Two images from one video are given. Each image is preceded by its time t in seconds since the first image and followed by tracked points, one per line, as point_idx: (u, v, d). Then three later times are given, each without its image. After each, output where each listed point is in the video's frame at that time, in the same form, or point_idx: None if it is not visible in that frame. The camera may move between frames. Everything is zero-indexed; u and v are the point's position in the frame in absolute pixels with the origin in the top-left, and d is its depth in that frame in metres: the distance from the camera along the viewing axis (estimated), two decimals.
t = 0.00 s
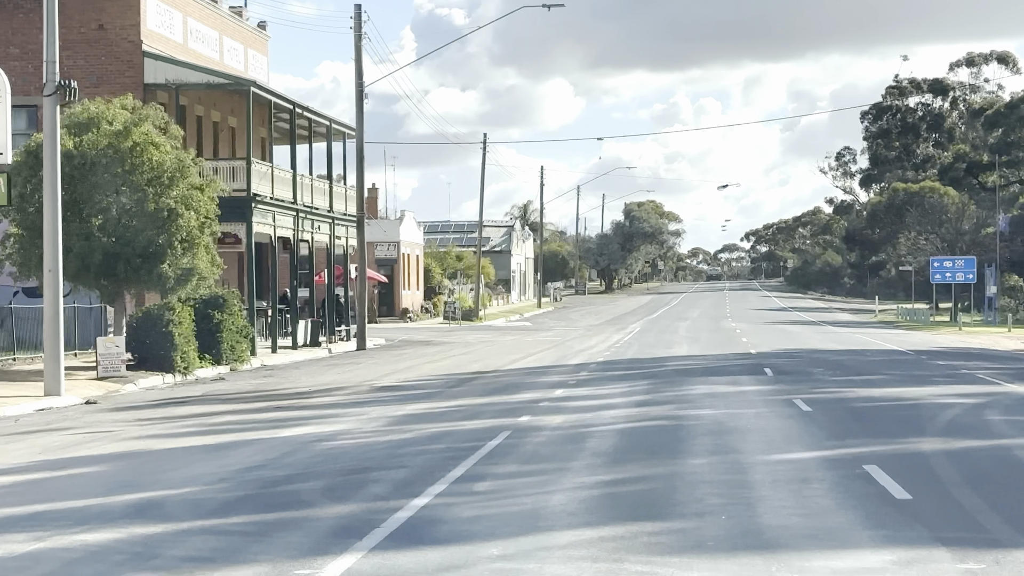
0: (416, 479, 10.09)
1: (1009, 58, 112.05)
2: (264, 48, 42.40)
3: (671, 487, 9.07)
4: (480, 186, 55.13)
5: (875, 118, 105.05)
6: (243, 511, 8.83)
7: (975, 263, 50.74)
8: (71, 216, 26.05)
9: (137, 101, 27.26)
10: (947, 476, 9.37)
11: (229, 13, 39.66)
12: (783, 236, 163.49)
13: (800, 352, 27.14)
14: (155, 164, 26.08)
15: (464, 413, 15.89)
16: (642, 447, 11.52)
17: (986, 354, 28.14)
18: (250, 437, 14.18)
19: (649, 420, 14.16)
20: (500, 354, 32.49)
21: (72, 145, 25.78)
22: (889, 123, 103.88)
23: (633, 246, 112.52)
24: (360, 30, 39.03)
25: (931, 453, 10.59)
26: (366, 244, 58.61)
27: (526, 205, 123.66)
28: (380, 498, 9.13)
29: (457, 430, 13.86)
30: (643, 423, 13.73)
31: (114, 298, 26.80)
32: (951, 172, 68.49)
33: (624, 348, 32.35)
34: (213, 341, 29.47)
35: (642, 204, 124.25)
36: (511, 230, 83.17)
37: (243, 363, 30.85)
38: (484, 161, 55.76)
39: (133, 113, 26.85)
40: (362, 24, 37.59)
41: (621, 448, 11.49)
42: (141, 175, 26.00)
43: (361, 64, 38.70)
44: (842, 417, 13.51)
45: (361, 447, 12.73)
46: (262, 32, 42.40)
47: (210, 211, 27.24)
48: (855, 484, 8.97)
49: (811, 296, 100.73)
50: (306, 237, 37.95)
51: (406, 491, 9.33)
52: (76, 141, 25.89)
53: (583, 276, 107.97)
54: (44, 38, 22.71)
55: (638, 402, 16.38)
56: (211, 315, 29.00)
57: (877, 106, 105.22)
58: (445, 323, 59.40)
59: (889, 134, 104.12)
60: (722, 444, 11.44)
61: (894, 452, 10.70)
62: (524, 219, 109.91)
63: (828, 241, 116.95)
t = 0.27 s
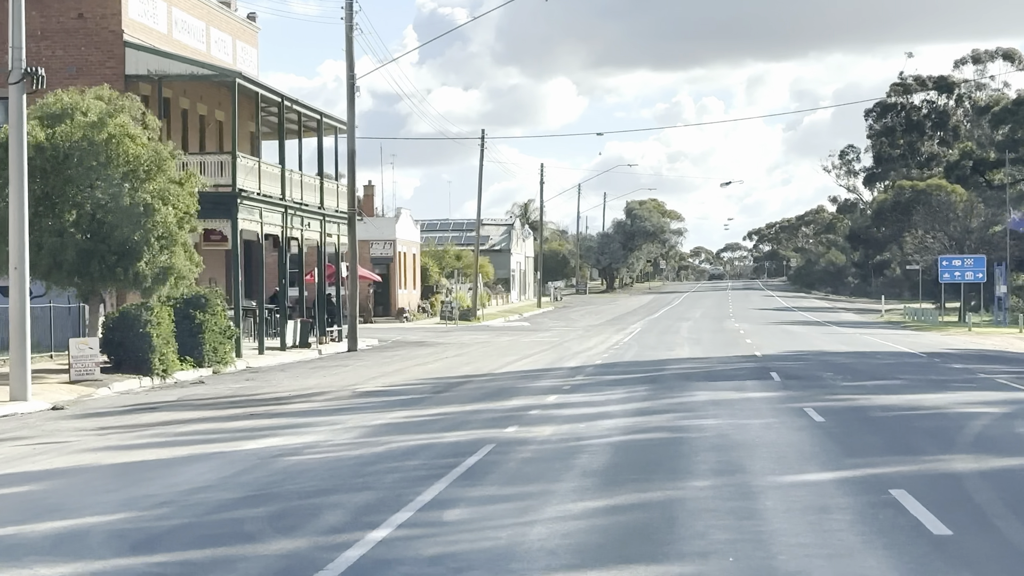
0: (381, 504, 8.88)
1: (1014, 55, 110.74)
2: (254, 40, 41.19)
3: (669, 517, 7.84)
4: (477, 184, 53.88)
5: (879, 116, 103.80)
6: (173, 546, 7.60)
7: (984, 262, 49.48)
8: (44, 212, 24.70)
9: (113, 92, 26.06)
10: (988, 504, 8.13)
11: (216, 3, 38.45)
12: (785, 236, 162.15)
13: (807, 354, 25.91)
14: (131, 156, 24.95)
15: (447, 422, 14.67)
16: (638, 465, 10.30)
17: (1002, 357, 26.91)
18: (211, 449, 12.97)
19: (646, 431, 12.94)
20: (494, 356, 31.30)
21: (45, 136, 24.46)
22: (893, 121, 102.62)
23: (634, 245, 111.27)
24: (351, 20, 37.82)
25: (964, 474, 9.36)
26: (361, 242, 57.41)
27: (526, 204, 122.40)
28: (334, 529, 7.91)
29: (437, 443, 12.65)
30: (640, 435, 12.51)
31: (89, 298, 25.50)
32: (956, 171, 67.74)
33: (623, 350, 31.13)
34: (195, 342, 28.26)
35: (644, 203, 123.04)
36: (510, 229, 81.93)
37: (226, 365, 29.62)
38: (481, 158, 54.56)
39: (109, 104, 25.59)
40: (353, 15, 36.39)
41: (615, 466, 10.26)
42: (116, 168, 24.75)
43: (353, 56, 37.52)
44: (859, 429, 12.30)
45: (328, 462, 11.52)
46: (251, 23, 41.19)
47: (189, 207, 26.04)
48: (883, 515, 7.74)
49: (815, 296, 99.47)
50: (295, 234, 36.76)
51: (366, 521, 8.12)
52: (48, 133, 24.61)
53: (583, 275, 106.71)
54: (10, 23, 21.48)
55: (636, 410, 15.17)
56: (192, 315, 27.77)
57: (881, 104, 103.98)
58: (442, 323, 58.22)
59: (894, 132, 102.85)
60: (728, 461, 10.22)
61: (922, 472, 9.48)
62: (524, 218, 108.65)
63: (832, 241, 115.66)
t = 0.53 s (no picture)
0: (334, 537, 7.71)
1: (1020, 52, 109.38)
2: (242, 32, 39.99)
3: (665, 559, 6.65)
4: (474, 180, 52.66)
5: (884, 114, 102.54)
6: None
7: (995, 261, 48.22)
8: (13, 207, 23.51)
9: (86, 81, 24.80)
10: None
11: None
12: (789, 235, 160.71)
13: (815, 357, 24.69)
14: (104, 147, 23.73)
15: (427, 433, 13.50)
16: (634, 487, 9.11)
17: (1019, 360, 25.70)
18: (163, 464, 11.79)
19: (645, 444, 11.73)
20: (489, 358, 30.12)
21: (14, 128, 23.24)
22: (898, 119, 101.36)
23: (636, 244, 109.99)
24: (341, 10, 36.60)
25: (1005, 502, 8.16)
26: (356, 241, 56.24)
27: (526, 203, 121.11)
28: (272, 571, 6.70)
29: (412, 458, 11.47)
30: (636, 450, 11.32)
31: (61, 296, 24.28)
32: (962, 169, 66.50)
33: (622, 352, 29.95)
34: (173, 343, 27.04)
35: (646, 202, 121.77)
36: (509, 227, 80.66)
37: (208, 367, 28.42)
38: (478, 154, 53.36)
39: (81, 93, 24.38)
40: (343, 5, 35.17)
41: (606, 489, 9.06)
42: (88, 161, 23.55)
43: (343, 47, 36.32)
44: (880, 444, 11.11)
45: (288, 481, 10.35)
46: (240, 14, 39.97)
47: (166, 201, 24.82)
48: (920, 557, 6.56)
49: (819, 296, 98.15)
50: (283, 232, 35.57)
51: (310, 560, 6.93)
52: (17, 124, 23.40)
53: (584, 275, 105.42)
54: None
55: (632, 419, 13.98)
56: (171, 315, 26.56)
57: (885, 102, 102.70)
58: (439, 323, 57.04)
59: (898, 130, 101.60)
60: (735, 484, 9.02)
61: (957, 498, 8.28)
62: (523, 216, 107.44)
63: (836, 240, 114.34)
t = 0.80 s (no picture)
0: None
1: None
2: (228, 22, 38.61)
3: None
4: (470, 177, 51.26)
5: (889, 111, 101.12)
6: None
7: (1006, 260, 46.80)
8: None
9: (51, 68, 23.40)
10: None
11: None
12: (791, 234, 159.18)
13: (824, 361, 23.28)
14: (70, 139, 22.28)
15: (397, 449, 12.10)
16: (625, 521, 7.73)
17: None
18: (92, 485, 10.40)
19: (639, 464, 10.36)
20: (480, 360, 28.72)
21: None
22: (903, 116, 99.96)
23: (637, 243, 108.58)
24: None
25: None
26: (350, 239, 54.87)
27: (527, 202, 119.75)
28: None
29: (375, 480, 10.08)
30: (630, 472, 9.93)
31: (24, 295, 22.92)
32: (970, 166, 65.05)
33: (621, 354, 28.58)
34: (147, 345, 25.67)
35: (648, 200, 120.38)
36: (508, 225, 79.27)
37: (185, 371, 27.04)
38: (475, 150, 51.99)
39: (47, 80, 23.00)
40: None
41: (590, 524, 7.67)
42: (52, 151, 22.18)
43: (332, 37, 34.92)
44: (908, 466, 9.72)
45: (226, 507, 8.96)
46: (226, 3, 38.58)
47: (137, 195, 23.45)
48: None
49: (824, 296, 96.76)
50: (269, 228, 34.18)
51: None
52: None
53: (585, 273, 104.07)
54: None
55: (627, 433, 12.58)
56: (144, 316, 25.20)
57: (890, 99, 101.28)
58: (435, 323, 55.68)
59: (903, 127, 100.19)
60: (742, 519, 7.63)
61: (1011, 540, 6.88)
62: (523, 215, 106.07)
63: (840, 239, 112.90)
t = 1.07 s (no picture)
0: None
1: None
2: (214, 13, 37.44)
3: None
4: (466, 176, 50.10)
5: (892, 110, 99.94)
6: None
7: (1015, 259, 45.62)
8: None
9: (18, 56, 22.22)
10: None
11: None
12: (793, 233, 157.99)
13: (831, 365, 22.10)
14: (36, 130, 21.10)
15: (366, 466, 10.92)
16: (613, 562, 6.54)
17: None
18: (14, 509, 9.19)
19: (633, 486, 9.19)
20: (472, 364, 27.54)
21: None
22: (906, 115, 98.82)
23: (637, 243, 107.40)
24: None
25: None
26: (343, 237, 53.70)
27: (526, 201, 118.59)
28: None
29: (333, 506, 8.89)
30: (622, 497, 8.73)
31: None
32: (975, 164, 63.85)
33: (619, 357, 27.42)
34: (122, 348, 24.49)
35: (648, 199, 119.20)
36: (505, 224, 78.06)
37: (163, 374, 25.84)
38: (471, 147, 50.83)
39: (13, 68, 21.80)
40: None
41: (574, 567, 6.48)
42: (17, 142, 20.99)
43: (320, 28, 33.75)
44: (938, 491, 8.54)
45: (157, 540, 7.77)
46: None
47: (109, 190, 22.30)
48: None
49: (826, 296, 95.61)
50: (255, 226, 33.02)
51: None
52: None
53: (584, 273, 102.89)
54: None
55: (621, 449, 11.37)
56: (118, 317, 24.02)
57: (893, 97, 100.11)
58: (430, 324, 54.50)
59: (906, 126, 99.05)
60: (753, 561, 6.44)
61: None
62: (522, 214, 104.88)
63: (842, 238, 111.75)
